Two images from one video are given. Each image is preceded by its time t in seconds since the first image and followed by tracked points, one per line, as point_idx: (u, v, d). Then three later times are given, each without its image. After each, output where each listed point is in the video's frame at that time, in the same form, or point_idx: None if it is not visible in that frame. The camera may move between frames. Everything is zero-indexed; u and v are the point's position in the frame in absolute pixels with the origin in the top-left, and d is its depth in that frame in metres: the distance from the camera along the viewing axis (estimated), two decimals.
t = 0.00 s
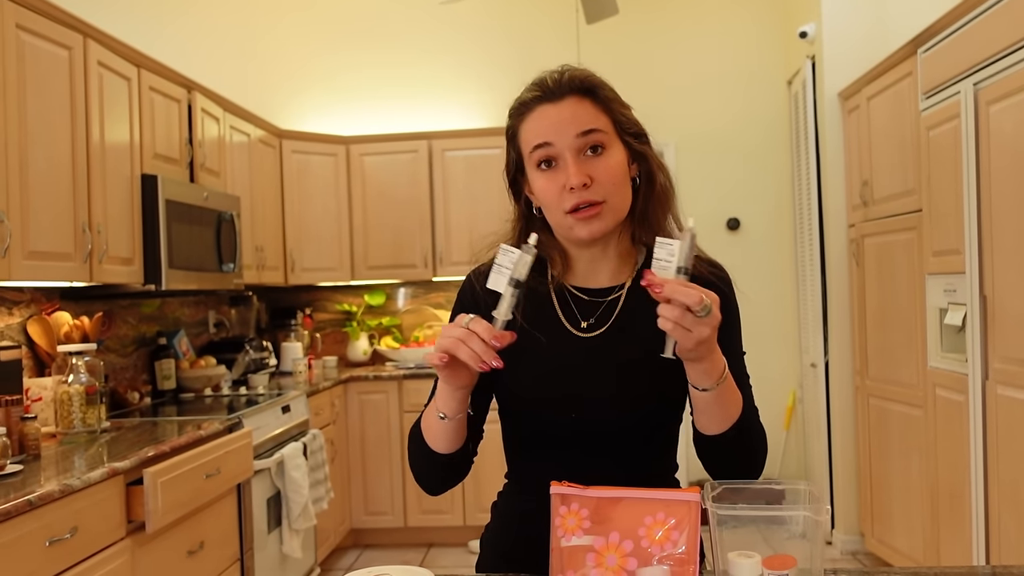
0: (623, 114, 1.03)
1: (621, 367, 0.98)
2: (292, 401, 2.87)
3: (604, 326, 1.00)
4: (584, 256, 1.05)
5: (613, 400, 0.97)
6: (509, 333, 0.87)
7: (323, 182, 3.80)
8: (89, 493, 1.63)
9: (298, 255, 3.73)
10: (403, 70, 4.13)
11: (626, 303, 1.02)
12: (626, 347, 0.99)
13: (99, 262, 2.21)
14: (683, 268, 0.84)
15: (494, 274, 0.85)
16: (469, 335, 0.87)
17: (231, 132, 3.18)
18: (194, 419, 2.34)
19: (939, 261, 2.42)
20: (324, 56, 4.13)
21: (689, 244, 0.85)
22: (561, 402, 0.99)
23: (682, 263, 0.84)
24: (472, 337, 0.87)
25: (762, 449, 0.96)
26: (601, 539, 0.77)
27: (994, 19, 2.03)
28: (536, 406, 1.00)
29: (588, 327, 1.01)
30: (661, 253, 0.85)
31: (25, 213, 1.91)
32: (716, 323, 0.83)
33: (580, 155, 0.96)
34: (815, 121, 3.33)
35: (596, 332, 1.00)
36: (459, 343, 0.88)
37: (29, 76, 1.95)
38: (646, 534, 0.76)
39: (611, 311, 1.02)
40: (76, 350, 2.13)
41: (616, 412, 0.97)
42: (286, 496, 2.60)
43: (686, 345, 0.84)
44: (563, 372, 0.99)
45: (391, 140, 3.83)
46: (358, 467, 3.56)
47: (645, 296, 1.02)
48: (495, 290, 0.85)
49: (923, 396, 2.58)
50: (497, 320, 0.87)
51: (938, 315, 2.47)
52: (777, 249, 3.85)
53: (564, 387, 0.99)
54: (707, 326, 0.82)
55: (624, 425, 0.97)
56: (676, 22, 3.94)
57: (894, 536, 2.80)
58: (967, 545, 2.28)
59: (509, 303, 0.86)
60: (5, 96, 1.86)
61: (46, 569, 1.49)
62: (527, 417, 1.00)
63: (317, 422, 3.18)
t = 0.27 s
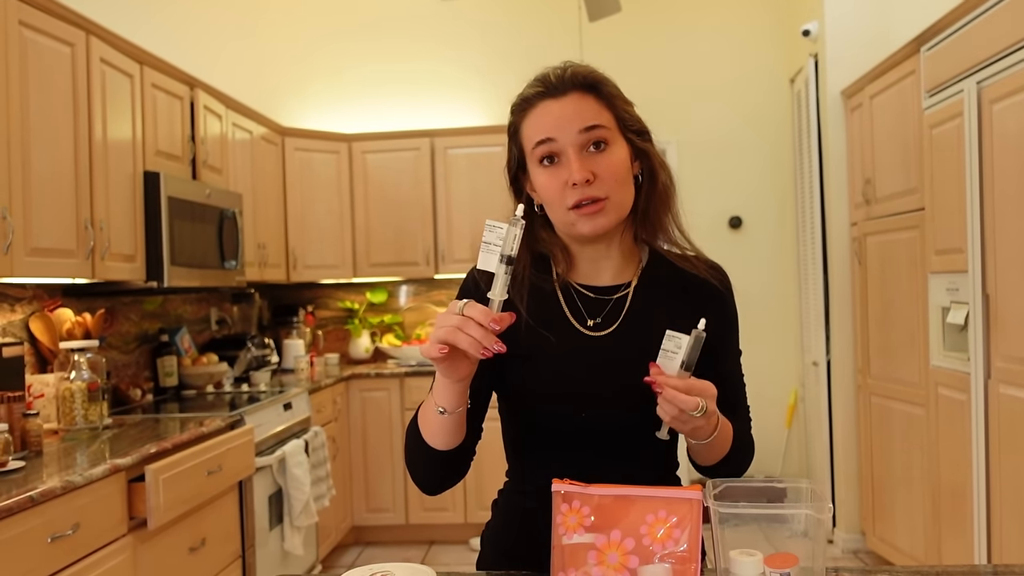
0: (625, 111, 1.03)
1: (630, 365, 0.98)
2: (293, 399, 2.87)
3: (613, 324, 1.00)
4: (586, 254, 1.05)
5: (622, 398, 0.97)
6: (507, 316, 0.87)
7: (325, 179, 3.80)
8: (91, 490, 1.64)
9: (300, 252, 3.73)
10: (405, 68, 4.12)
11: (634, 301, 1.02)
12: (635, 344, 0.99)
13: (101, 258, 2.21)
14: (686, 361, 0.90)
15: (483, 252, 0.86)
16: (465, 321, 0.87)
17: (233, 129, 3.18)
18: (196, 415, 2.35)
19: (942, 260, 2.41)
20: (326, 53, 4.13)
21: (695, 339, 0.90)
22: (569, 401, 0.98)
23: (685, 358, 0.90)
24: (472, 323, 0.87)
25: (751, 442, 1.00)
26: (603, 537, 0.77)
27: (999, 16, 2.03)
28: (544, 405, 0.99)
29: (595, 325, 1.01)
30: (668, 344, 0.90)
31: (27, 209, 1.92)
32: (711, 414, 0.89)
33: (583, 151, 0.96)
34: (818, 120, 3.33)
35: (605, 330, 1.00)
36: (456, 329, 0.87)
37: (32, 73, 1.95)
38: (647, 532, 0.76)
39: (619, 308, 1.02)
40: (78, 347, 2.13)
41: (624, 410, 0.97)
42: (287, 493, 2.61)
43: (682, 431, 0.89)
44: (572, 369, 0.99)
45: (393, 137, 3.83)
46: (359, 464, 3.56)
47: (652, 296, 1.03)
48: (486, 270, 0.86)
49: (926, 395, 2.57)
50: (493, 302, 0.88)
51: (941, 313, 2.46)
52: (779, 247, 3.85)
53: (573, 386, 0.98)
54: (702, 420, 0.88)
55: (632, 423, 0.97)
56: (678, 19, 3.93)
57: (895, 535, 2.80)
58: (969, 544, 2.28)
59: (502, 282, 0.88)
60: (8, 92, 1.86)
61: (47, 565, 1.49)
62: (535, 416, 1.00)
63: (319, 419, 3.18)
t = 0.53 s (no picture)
0: (627, 111, 1.03)
1: (629, 365, 0.98)
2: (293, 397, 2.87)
3: (613, 324, 1.00)
4: (586, 255, 1.05)
5: (622, 398, 0.97)
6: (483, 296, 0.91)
7: (325, 177, 3.80)
8: (90, 488, 1.64)
9: (300, 250, 3.73)
10: (405, 66, 4.12)
11: (635, 301, 1.02)
12: (635, 343, 0.99)
13: (101, 256, 2.21)
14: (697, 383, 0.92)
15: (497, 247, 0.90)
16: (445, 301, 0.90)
17: (233, 127, 3.18)
18: (195, 414, 2.35)
19: (942, 258, 2.41)
20: (326, 51, 4.12)
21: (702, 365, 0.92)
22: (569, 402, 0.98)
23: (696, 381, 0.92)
24: (449, 303, 0.90)
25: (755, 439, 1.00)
26: (600, 536, 0.77)
27: (999, 14, 2.02)
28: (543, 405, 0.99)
29: (595, 325, 1.01)
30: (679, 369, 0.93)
31: (27, 207, 1.92)
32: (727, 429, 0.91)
33: (585, 151, 0.95)
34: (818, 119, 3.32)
35: (605, 330, 1.00)
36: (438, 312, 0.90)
37: (31, 71, 1.95)
38: (644, 531, 0.76)
39: (619, 308, 1.02)
40: (77, 345, 2.13)
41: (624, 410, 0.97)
42: (287, 491, 2.61)
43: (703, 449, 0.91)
44: (572, 369, 0.99)
45: (393, 136, 3.83)
46: (359, 463, 3.56)
47: (653, 296, 1.02)
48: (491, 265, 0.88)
49: (925, 393, 2.57)
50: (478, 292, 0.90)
51: (940, 312, 2.46)
52: (779, 245, 3.85)
53: (573, 386, 0.98)
54: (720, 437, 0.90)
55: (633, 423, 0.97)
56: (679, 17, 3.92)
57: (895, 533, 2.80)
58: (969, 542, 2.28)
59: (496, 281, 0.89)
60: (7, 91, 1.86)
61: (46, 563, 1.49)
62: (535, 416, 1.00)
63: (318, 418, 3.18)
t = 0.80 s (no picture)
0: (632, 110, 1.02)
1: (631, 371, 0.98)
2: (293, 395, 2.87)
3: (615, 331, 1.00)
4: (588, 258, 1.05)
5: (624, 403, 0.97)
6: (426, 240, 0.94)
7: (325, 175, 3.80)
8: (90, 486, 1.64)
9: (300, 248, 3.73)
10: (405, 63, 4.11)
11: (637, 307, 1.02)
12: (636, 350, 0.99)
13: (101, 254, 2.21)
14: (725, 372, 0.91)
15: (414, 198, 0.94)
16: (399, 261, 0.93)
17: (233, 124, 3.18)
18: (195, 411, 2.35)
19: (942, 256, 2.41)
20: (327, 49, 4.12)
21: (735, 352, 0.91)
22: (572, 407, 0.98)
23: (726, 369, 0.90)
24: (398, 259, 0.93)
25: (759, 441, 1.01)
26: (601, 534, 0.77)
27: (1001, 11, 2.01)
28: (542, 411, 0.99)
29: (596, 331, 1.01)
30: (709, 353, 0.91)
31: (27, 205, 1.91)
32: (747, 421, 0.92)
33: (586, 150, 0.95)
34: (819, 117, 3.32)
35: (606, 337, 1.00)
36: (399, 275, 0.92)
37: (31, 69, 1.95)
38: (646, 529, 0.76)
39: (620, 314, 1.02)
40: (77, 343, 2.13)
41: (626, 415, 0.97)
42: (287, 489, 2.61)
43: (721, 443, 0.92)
44: (573, 376, 0.98)
45: (393, 133, 3.82)
46: (359, 461, 3.56)
47: (654, 301, 1.02)
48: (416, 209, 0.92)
49: (926, 391, 2.57)
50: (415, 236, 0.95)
51: (941, 310, 2.46)
52: (780, 243, 3.84)
53: (575, 393, 0.98)
54: (741, 429, 0.91)
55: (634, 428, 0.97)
56: (680, 15, 3.92)
57: (895, 532, 2.80)
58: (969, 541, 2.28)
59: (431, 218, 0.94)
60: (7, 89, 1.85)
61: (46, 561, 1.49)
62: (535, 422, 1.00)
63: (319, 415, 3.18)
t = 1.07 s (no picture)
0: (637, 116, 1.02)
1: (630, 379, 0.98)
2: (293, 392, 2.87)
3: (614, 340, 1.00)
4: (586, 264, 1.04)
5: (622, 411, 0.97)
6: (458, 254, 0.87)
7: (325, 173, 3.79)
8: (90, 483, 1.64)
9: (301, 246, 3.73)
10: (406, 61, 4.11)
11: (637, 315, 1.02)
12: (634, 358, 0.99)
13: (101, 251, 2.21)
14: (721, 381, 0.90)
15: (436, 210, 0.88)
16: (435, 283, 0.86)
17: (234, 122, 3.17)
18: (195, 409, 2.35)
19: (943, 257, 2.41)
20: (327, 47, 4.11)
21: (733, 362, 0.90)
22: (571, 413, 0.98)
23: (721, 379, 0.89)
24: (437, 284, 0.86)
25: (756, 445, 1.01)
26: (602, 533, 0.77)
27: (1003, 11, 2.01)
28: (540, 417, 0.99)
29: (596, 340, 1.00)
30: (705, 363, 0.90)
31: (28, 202, 1.91)
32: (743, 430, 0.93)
33: (588, 155, 0.95)
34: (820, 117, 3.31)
35: (605, 347, 0.99)
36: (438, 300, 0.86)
37: (32, 66, 1.95)
38: (647, 528, 0.76)
39: (620, 322, 1.02)
40: (78, 339, 2.13)
41: (623, 423, 0.97)
42: (287, 487, 2.61)
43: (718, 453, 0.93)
44: (571, 385, 0.98)
45: (393, 131, 3.82)
46: (358, 459, 3.56)
47: (654, 309, 1.03)
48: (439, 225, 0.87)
49: (925, 392, 2.57)
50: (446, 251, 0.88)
51: (941, 311, 2.46)
52: (780, 244, 3.84)
53: (574, 400, 0.98)
54: (736, 439, 0.92)
55: (632, 434, 0.98)
56: (681, 14, 3.91)
57: (894, 532, 2.81)
58: (968, 541, 2.28)
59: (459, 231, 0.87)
60: (8, 85, 1.85)
61: (45, 558, 1.49)
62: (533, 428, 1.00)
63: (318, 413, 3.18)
